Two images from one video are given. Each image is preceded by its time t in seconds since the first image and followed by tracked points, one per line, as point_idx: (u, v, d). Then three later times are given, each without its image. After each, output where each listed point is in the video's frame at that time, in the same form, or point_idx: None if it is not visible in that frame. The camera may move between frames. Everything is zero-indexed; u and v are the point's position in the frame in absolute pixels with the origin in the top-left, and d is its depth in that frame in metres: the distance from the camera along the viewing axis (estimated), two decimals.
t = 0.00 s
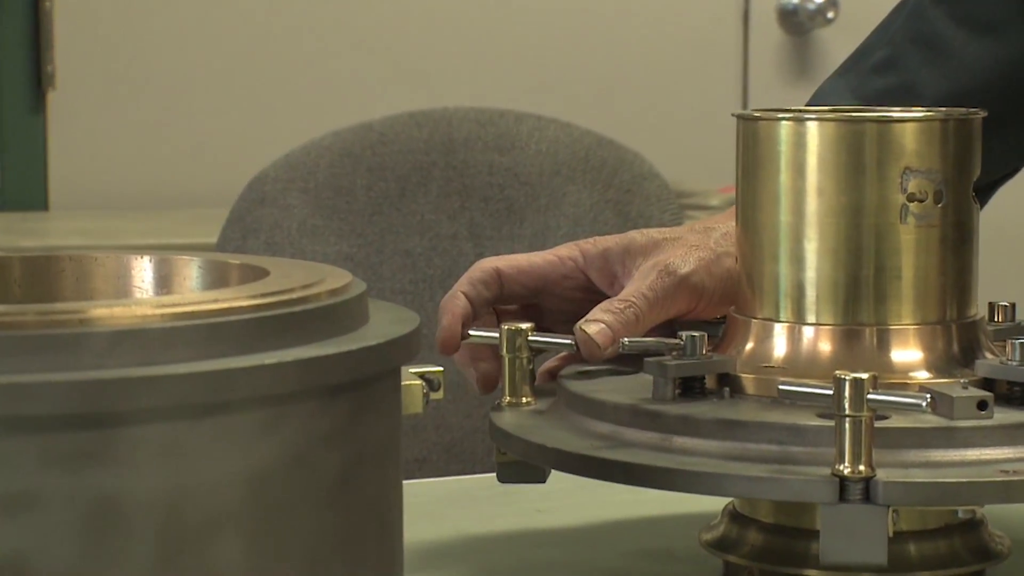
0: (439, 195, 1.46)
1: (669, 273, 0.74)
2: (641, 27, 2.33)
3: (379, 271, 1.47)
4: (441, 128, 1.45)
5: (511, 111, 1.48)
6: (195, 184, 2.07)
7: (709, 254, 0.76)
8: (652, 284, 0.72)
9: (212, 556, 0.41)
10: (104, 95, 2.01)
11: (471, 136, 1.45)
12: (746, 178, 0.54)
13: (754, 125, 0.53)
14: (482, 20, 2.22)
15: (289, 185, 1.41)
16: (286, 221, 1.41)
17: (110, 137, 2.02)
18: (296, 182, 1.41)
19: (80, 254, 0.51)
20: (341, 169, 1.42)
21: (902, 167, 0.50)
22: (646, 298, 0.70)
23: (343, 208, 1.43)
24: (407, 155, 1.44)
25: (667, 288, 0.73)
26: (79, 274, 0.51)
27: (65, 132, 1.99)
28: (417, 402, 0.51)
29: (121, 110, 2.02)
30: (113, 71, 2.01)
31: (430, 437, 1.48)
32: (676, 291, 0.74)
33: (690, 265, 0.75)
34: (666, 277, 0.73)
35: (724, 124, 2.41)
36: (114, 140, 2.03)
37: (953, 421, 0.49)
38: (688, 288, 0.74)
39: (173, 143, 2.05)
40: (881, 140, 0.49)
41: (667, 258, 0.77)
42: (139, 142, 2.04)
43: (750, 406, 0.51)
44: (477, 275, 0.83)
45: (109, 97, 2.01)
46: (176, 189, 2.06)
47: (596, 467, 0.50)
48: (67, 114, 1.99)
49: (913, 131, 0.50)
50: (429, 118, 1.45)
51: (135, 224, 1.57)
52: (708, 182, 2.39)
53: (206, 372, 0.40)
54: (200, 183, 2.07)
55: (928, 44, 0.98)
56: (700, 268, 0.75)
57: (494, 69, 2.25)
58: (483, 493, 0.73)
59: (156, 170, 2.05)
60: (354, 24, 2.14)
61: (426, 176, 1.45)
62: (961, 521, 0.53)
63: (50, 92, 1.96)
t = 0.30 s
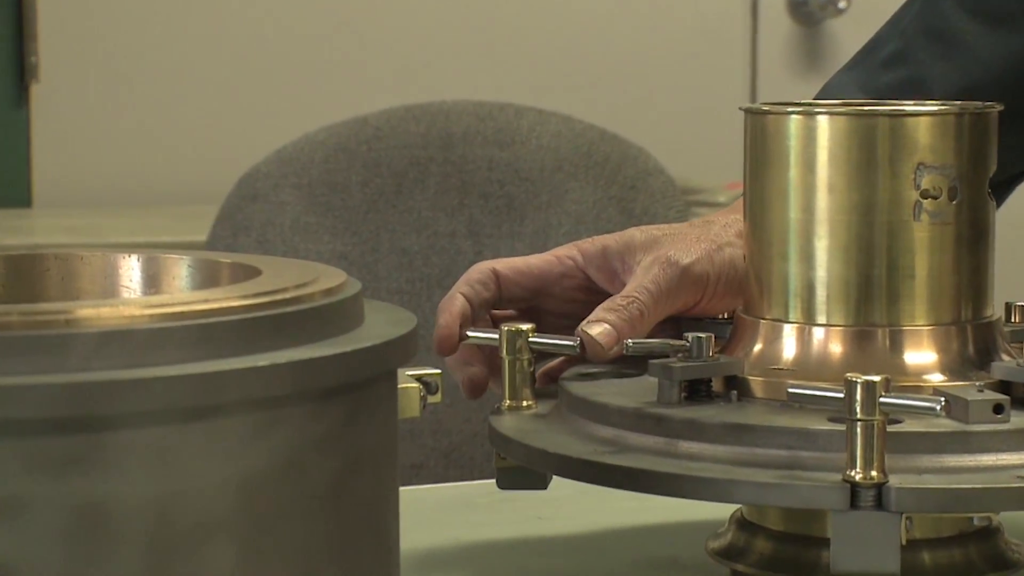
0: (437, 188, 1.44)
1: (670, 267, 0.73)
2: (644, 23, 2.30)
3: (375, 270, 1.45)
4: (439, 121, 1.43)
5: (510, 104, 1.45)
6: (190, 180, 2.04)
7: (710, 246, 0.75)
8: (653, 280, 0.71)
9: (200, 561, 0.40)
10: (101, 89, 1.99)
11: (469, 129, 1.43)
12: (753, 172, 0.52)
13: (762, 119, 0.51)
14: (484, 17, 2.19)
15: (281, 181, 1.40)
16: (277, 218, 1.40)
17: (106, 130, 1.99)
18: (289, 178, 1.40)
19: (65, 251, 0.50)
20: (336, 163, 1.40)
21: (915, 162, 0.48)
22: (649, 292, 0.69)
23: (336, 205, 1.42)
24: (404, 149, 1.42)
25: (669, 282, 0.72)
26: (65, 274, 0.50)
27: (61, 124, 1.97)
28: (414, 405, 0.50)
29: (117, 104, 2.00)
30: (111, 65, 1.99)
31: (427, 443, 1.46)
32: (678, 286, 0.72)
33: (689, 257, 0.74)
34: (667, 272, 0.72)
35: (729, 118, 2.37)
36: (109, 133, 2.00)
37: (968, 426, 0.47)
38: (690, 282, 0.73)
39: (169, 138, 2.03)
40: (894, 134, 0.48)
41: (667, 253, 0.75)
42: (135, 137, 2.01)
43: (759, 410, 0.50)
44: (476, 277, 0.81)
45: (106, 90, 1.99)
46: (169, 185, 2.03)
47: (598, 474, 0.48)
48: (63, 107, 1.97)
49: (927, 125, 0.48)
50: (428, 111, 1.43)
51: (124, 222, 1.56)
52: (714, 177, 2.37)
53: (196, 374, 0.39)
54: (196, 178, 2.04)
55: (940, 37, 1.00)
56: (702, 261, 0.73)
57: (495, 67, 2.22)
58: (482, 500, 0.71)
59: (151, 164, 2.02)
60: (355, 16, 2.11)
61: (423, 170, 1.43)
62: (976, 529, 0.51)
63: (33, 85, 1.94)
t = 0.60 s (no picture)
0: (434, 189, 1.42)
1: (676, 270, 0.71)
2: (649, 21, 2.28)
3: (371, 269, 1.43)
4: (438, 115, 1.40)
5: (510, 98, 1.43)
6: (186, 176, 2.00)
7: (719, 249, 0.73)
8: (659, 281, 0.70)
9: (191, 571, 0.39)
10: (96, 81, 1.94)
11: (471, 124, 1.41)
12: (761, 169, 0.51)
13: (771, 113, 0.50)
14: (487, 15, 2.17)
15: (274, 177, 1.38)
16: (270, 213, 1.38)
17: (100, 124, 1.95)
18: (283, 172, 1.38)
19: (52, 249, 0.50)
20: (330, 157, 1.38)
21: (928, 158, 0.47)
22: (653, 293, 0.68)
23: (331, 203, 1.40)
24: (403, 144, 1.40)
25: (675, 285, 0.71)
26: (52, 273, 0.49)
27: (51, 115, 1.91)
28: (411, 408, 0.48)
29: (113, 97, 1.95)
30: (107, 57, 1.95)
31: (424, 448, 1.43)
32: (683, 288, 0.71)
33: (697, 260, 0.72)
34: (674, 275, 0.71)
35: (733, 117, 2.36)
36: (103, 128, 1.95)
37: (984, 430, 0.46)
38: (696, 285, 0.72)
39: (165, 133, 1.98)
40: (907, 129, 0.46)
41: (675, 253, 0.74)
42: (130, 132, 1.97)
43: (768, 414, 0.48)
44: (475, 275, 0.79)
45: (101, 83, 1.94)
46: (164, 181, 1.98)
47: (601, 480, 0.47)
48: (55, 98, 1.91)
49: (940, 120, 0.47)
50: (427, 104, 1.40)
51: (109, 219, 1.53)
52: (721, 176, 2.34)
53: (186, 376, 0.38)
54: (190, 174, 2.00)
55: (954, 30, 1.00)
56: (709, 263, 0.72)
57: (497, 65, 2.20)
58: (480, 507, 0.69)
59: (145, 159, 1.97)
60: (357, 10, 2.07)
61: (421, 166, 1.41)
62: (992, 537, 0.50)
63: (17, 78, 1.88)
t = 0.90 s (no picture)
0: (432, 184, 1.38)
1: (695, 276, 0.70)
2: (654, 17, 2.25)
3: (368, 267, 1.39)
4: (436, 110, 1.37)
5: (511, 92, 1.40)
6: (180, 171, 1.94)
7: (742, 255, 0.72)
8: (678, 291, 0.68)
9: None
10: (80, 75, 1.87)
11: (469, 118, 1.38)
12: (770, 165, 0.49)
13: (781, 107, 0.48)
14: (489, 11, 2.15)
15: (267, 173, 1.33)
16: (263, 211, 1.34)
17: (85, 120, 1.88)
18: (275, 170, 1.33)
19: (38, 247, 0.49)
20: (323, 151, 1.34)
21: (943, 153, 0.45)
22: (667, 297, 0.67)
23: (325, 198, 1.35)
24: (399, 139, 1.36)
25: (691, 293, 0.69)
26: (38, 272, 0.48)
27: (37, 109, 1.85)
28: (409, 411, 0.47)
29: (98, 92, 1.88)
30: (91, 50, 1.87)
31: (422, 453, 1.38)
32: (702, 298, 0.69)
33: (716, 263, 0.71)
34: (694, 286, 0.69)
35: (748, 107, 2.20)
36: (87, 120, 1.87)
37: (999, 433, 0.45)
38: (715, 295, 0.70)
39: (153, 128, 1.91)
40: (920, 124, 0.45)
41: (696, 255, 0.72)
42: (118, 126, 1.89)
43: (776, 417, 0.47)
44: (476, 273, 0.79)
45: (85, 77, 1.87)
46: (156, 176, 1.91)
47: (604, 486, 0.46)
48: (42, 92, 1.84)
49: (954, 114, 0.45)
50: (424, 100, 1.37)
51: (97, 215, 1.49)
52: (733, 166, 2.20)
53: (176, 378, 0.37)
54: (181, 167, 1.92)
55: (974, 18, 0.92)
56: (731, 273, 0.70)
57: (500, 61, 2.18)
58: (482, 513, 0.68)
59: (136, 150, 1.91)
60: (352, 3, 1.97)
61: (418, 162, 1.37)
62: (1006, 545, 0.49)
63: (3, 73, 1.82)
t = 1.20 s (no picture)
0: (431, 180, 1.32)
1: (680, 259, 0.68)
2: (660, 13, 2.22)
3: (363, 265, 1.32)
4: (436, 104, 1.31)
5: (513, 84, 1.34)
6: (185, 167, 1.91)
7: (728, 239, 0.70)
8: (658, 269, 0.66)
9: None
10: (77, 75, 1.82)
11: (468, 111, 1.31)
12: (781, 159, 0.48)
13: (792, 101, 0.47)
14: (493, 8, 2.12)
15: (258, 169, 1.26)
16: (257, 207, 1.27)
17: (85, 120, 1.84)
18: (269, 167, 1.26)
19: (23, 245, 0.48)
20: (319, 154, 1.27)
21: (957, 148, 0.44)
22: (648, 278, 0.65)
23: (321, 195, 1.29)
24: (397, 134, 1.30)
25: (676, 276, 0.68)
26: (24, 272, 0.47)
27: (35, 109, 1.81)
28: (406, 415, 0.46)
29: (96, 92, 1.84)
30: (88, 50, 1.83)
31: (420, 457, 1.34)
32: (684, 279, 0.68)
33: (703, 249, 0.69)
34: (676, 265, 0.68)
35: (757, 102, 2.10)
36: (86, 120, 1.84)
37: (1016, 437, 0.44)
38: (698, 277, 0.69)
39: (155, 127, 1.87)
40: (934, 118, 0.44)
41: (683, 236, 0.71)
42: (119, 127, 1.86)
43: (786, 420, 0.46)
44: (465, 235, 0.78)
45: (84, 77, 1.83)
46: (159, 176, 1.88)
47: (608, 493, 0.44)
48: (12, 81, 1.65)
49: (968, 107, 0.44)
50: (421, 93, 1.31)
51: (88, 211, 1.45)
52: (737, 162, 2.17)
53: (167, 381, 0.35)
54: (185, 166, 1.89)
55: None
56: (716, 256, 0.69)
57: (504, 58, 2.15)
58: (483, 520, 0.67)
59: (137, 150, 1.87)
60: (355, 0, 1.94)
61: (418, 156, 1.31)
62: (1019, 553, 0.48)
63: None
